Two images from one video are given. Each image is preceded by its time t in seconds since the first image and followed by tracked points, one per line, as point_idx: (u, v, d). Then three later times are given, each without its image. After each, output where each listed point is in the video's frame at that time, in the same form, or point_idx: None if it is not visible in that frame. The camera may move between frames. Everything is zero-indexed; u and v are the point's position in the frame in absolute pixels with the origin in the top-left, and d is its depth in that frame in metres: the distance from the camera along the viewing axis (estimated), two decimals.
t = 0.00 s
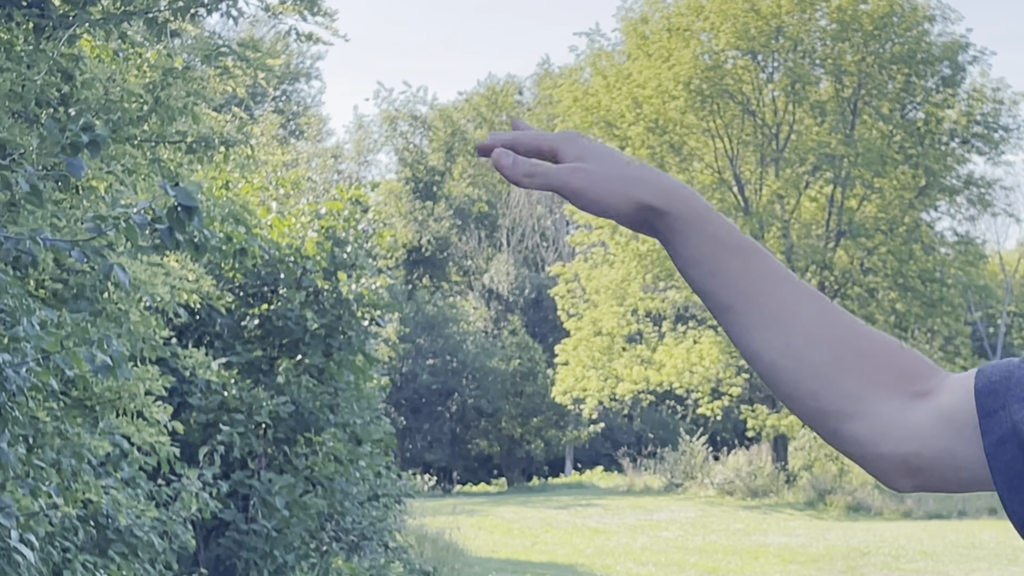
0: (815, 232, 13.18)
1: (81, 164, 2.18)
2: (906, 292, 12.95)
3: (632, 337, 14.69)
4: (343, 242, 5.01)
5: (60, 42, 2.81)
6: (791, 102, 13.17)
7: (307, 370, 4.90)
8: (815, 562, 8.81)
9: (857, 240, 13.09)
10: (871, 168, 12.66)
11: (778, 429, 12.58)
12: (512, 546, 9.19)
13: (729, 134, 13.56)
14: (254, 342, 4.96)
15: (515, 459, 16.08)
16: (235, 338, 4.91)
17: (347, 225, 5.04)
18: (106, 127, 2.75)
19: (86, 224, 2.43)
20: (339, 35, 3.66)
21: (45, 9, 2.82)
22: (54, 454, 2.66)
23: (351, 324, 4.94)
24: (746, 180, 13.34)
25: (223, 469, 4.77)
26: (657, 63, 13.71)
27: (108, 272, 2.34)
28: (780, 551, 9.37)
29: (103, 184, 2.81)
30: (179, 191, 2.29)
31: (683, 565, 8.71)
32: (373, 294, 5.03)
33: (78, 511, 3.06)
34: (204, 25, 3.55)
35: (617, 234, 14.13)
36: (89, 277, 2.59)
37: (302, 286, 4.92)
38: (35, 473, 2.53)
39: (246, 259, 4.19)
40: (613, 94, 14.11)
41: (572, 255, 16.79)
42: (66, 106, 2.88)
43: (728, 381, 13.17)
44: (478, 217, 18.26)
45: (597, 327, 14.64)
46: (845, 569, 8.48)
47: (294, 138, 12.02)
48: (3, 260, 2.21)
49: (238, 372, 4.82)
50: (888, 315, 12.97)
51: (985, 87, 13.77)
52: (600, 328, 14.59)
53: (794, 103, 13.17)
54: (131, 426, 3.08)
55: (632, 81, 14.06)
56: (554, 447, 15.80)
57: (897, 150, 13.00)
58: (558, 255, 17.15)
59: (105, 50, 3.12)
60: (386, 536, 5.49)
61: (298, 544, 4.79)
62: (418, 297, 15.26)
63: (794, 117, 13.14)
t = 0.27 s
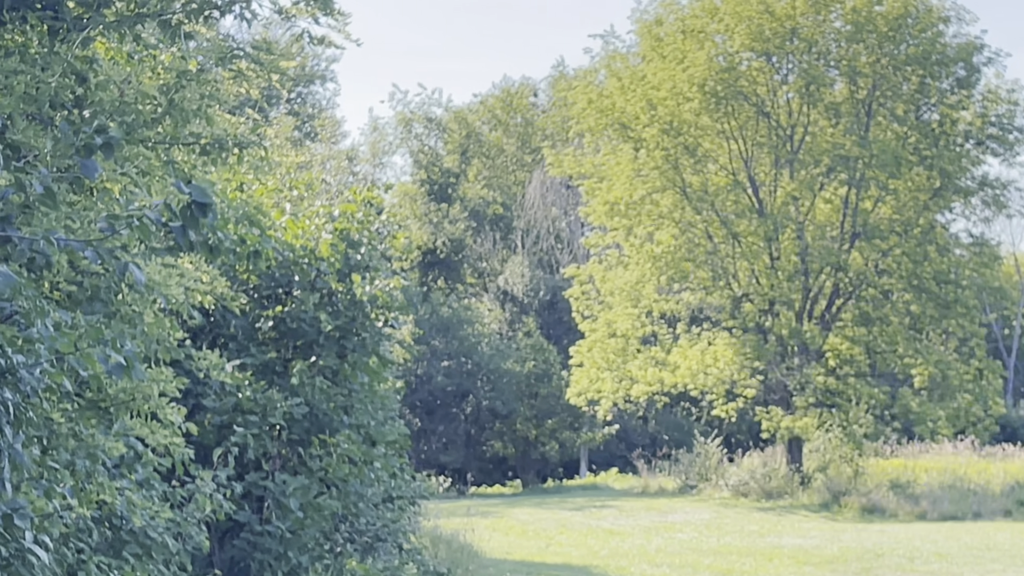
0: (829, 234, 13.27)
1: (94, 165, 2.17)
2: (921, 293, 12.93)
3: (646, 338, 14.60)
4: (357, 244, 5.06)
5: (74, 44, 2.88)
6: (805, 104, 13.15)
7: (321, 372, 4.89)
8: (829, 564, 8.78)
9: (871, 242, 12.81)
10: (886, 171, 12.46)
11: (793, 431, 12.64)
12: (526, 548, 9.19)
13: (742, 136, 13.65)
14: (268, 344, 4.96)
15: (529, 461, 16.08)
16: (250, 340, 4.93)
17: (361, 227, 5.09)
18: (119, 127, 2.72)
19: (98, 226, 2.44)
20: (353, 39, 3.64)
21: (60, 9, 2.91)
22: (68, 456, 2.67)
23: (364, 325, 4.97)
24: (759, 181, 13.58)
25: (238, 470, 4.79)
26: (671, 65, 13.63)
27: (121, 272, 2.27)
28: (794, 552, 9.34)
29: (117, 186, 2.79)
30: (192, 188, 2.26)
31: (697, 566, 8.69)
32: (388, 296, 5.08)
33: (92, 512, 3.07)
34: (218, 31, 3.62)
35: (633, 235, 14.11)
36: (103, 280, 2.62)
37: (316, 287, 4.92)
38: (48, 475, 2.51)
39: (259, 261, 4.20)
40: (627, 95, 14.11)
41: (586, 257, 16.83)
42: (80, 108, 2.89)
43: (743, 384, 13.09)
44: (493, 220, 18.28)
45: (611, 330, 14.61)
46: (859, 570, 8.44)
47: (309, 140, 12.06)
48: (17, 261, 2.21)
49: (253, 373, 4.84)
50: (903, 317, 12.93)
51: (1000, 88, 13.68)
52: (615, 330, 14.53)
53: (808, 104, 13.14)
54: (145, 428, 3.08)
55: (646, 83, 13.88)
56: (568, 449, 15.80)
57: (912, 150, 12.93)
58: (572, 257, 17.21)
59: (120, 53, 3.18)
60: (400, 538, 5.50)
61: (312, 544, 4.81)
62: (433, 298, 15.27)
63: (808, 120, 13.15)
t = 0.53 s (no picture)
0: (837, 233, 13.20)
1: (101, 166, 2.18)
2: (928, 294, 12.90)
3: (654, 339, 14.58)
4: (365, 245, 5.04)
5: (82, 45, 2.89)
6: (813, 104, 13.13)
7: (328, 372, 4.90)
8: (836, 564, 8.75)
9: (878, 242, 12.82)
10: (894, 170, 12.48)
11: (801, 432, 12.63)
12: (534, 548, 9.19)
13: (750, 136, 13.60)
14: (276, 345, 4.98)
15: (537, 461, 16.07)
16: (257, 341, 4.95)
17: (369, 228, 5.08)
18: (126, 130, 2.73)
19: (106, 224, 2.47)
20: (360, 38, 3.63)
21: (68, 12, 2.91)
22: (75, 457, 2.67)
23: (372, 326, 4.95)
24: (768, 182, 13.53)
25: (245, 470, 4.81)
26: (680, 66, 13.65)
27: (127, 272, 2.23)
28: (802, 553, 9.32)
29: (124, 186, 2.80)
30: (200, 187, 2.25)
31: (705, 567, 8.67)
32: (396, 297, 5.06)
33: (100, 512, 3.09)
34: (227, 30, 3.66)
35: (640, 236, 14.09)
36: (111, 280, 2.63)
37: (324, 288, 4.94)
38: (56, 476, 2.53)
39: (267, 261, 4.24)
40: (635, 96, 14.09)
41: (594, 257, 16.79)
42: (87, 109, 2.90)
43: (750, 384, 13.10)
44: (501, 220, 18.31)
45: (619, 330, 14.55)
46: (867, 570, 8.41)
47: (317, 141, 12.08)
48: (25, 261, 2.21)
49: (261, 374, 4.87)
50: (911, 317, 12.92)
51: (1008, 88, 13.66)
52: (623, 331, 14.47)
53: (816, 105, 13.13)
54: (152, 428, 3.11)
55: (654, 82, 13.92)
56: (576, 449, 15.79)
57: (920, 151, 12.89)
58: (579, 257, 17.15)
59: (128, 53, 3.18)
60: (408, 538, 5.51)
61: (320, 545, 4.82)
62: (441, 299, 15.27)
63: (815, 120, 13.13)
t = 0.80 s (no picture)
0: (838, 231, 13.22)
1: (103, 166, 2.18)
2: (929, 291, 12.88)
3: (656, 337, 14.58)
4: (366, 243, 5.06)
5: (83, 44, 2.89)
6: (814, 102, 13.13)
7: (329, 372, 4.90)
8: (839, 562, 8.74)
9: (880, 239, 12.85)
10: (896, 168, 12.45)
11: (803, 430, 12.62)
12: (536, 546, 9.19)
13: (752, 134, 13.57)
14: (278, 344, 4.98)
15: (539, 460, 16.07)
16: (259, 340, 4.94)
17: (370, 227, 5.10)
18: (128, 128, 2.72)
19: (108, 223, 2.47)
20: (361, 36, 3.63)
21: (69, 12, 2.93)
22: (77, 456, 2.67)
23: (374, 325, 4.95)
24: (768, 180, 13.57)
25: (248, 469, 4.81)
26: (682, 64, 13.64)
27: (131, 272, 2.23)
28: (804, 551, 9.32)
29: (127, 186, 2.76)
30: (206, 188, 2.28)
31: (707, 565, 8.65)
32: (397, 296, 5.07)
33: (103, 512, 3.09)
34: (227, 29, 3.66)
35: (642, 234, 14.15)
36: (113, 280, 2.63)
37: (325, 287, 4.94)
38: (58, 476, 2.54)
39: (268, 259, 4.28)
40: (636, 95, 14.11)
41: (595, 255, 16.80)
42: (89, 108, 2.90)
43: (752, 382, 13.12)
44: (502, 219, 18.32)
45: (620, 328, 14.55)
46: (870, 568, 8.40)
47: (318, 141, 12.08)
48: (27, 262, 2.22)
49: (263, 373, 4.85)
50: (912, 314, 12.92)
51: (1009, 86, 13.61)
52: (624, 329, 14.47)
53: (817, 103, 13.12)
54: (155, 428, 3.10)
55: (655, 81, 13.93)
56: (578, 447, 15.79)
57: (921, 148, 12.89)
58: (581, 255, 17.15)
59: (129, 53, 3.17)
60: (410, 537, 5.51)
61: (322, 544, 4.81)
62: (442, 298, 15.27)
63: (816, 117, 13.15)
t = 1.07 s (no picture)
0: (833, 229, 13.21)
1: (99, 164, 2.17)
2: (923, 288, 12.90)
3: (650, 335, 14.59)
4: (362, 242, 5.05)
5: (78, 44, 2.89)
6: (808, 99, 13.12)
7: (325, 371, 4.89)
8: (835, 559, 8.75)
9: (874, 236, 12.93)
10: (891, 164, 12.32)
11: (798, 427, 12.62)
12: (532, 544, 9.19)
13: (745, 131, 13.63)
14: (273, 343, 4.97)
15: (534, 457, 16.07)
16: (254, 339, 4.93)
17: (366, 225, 5.10)
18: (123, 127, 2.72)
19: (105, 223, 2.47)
20: (356, 34, 3.62)
21: (65, 12, 2.94)
22: (74, 456, 2.67)
23: (369, 324, 4.96)
24: (763, 177, 13.57)
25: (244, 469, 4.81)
26: (676, 62, 13.65)
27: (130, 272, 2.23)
28: (800, 548, 9.32)
29: (122, 185, 2.75)
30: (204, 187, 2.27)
31: (703, 563, 8.65)
32: (392, 295, 5.07)
33: (100, 512, 3.09)
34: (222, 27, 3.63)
35: (636, 232, 14.13)
36: (108, 279, 2.62)
37: (321, 287, 4.93)
38: (55, 475, 2.53)
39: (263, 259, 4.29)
40: (631, 92, 14.06)
41: (590, 253, 16.82)
42: (84, 108, 2.88)
43: (747, 379, 13.19)
44: (496, 217, 18.33)
45: (615, 326, 14.56)
46: (866, 565, 8.40)
47: (313, 138, 12.06)
48: (23, 260, 2.22)
49: (258, 372, 4.85)
50: (907, 311, 12.93)
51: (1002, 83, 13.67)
52: (619, 327, 14.44)
53: (811, 100, 13.13)
54: (152, 427, 3.10)
55: (649, 79, 13.93)
56: (573, 445, 15.80)
57: (915, 145, 12.92)
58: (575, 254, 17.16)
59: (124, 52, 3.16)
60: (406, 535, 5.52)
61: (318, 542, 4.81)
62: (437, 296, 15.25)
63: (810, 114, 13.14)
